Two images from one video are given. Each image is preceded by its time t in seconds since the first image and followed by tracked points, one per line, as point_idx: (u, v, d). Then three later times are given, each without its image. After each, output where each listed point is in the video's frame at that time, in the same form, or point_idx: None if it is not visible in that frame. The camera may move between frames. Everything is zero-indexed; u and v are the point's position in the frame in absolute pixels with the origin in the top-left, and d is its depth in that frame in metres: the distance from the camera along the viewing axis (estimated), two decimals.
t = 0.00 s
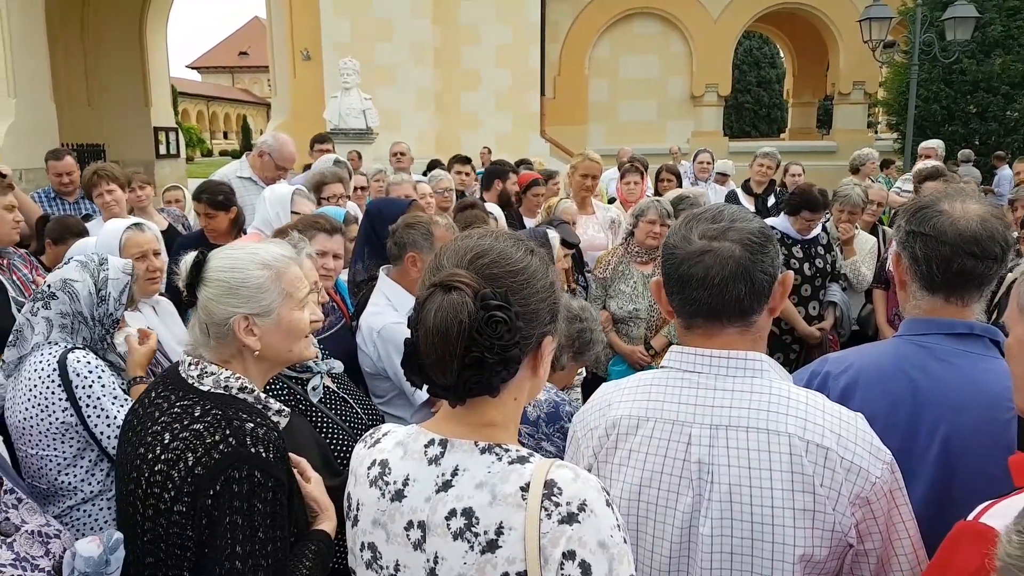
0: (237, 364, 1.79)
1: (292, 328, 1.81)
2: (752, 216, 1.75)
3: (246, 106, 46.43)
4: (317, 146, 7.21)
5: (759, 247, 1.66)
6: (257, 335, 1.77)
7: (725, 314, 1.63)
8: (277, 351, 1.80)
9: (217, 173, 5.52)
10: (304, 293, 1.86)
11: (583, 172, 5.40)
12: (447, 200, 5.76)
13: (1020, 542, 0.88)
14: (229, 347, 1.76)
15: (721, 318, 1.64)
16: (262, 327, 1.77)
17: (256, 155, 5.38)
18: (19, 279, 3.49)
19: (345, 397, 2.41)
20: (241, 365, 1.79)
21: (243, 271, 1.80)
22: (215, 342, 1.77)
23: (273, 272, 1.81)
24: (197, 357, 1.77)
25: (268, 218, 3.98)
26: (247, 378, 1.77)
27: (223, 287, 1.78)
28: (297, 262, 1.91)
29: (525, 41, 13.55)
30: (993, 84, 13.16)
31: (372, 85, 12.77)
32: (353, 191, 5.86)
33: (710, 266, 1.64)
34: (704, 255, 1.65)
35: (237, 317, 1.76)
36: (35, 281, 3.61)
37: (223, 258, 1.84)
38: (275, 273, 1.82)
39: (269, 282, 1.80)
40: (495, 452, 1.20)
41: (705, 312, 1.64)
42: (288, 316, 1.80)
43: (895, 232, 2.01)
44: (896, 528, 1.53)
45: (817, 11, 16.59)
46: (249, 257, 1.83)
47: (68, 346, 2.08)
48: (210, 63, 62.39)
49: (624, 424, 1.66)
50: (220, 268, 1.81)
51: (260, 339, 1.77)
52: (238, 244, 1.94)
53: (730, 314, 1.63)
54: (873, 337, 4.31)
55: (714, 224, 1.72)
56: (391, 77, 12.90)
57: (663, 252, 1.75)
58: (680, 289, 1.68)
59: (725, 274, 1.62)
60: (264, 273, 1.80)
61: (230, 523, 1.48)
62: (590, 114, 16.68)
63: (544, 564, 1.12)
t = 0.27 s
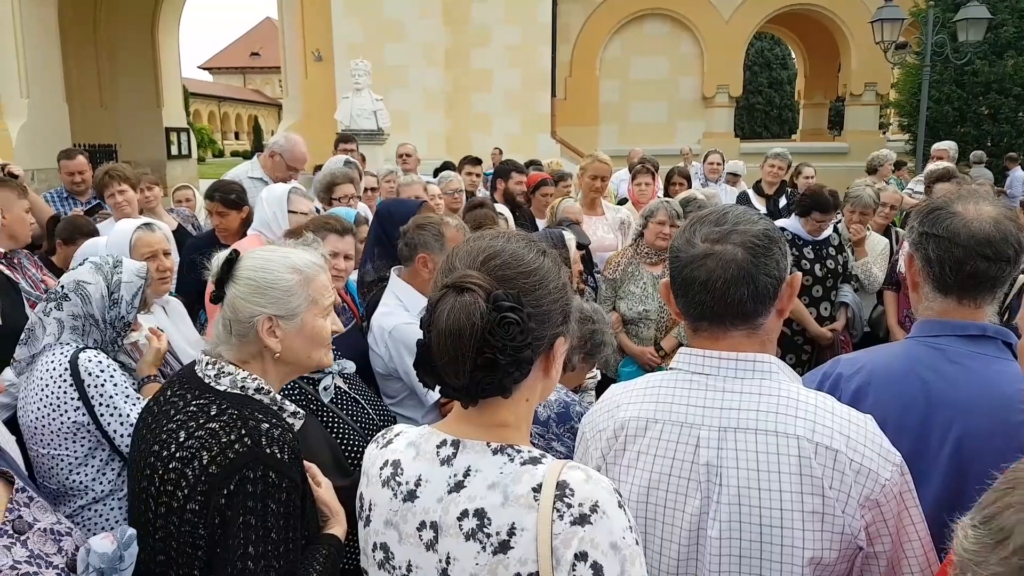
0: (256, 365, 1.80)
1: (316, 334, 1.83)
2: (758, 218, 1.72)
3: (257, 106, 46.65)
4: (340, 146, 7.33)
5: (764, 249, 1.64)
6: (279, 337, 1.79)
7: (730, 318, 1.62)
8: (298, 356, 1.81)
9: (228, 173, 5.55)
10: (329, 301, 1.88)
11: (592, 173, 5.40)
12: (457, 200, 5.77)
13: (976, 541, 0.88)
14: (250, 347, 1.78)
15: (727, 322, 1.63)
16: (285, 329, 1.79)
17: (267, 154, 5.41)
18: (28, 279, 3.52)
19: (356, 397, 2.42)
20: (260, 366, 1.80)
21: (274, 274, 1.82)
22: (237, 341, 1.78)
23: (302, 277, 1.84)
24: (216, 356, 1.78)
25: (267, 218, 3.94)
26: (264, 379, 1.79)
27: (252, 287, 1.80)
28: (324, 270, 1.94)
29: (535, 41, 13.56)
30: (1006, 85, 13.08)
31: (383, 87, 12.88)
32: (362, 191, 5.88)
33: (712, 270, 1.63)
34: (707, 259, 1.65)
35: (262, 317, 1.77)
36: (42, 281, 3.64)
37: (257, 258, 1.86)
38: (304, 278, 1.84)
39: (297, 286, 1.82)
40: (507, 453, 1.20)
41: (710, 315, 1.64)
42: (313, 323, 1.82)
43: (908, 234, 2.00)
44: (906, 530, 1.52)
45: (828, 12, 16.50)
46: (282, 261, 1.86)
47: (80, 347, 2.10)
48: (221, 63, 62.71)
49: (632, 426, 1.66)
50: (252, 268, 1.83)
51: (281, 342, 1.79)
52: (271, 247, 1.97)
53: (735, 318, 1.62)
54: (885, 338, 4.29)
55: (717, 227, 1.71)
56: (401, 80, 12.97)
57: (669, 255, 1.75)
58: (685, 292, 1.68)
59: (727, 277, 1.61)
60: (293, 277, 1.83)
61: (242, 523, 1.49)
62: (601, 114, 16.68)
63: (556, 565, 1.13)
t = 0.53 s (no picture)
0: (269, 373, 1.80)
1: (329, 344, 1.84)
2: (765, 220, 1.72)
3: (264, 112, 46.86)
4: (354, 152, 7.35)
5: (771, 251, 1.64)
6: (293, 346, 1.80)
7: (738, 322, 1.62)
8: (311, 365, 1.82)
9: (237, 180, 5.57)
10: (343, 310, 1.89)
11: (598, 176, 5.38)
12: (465, 204, 5.78)
13: (950, 527, 0.97)
14: (264, 355, 1.79)
15: (737, 325, 1.63)
16: (298, 338, 1.80)
17: (275, 160, 5.43)
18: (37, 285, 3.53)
19: (367, 402, 2.42)
20: (273, 375, 1.81)
21: (290, 282, 1.83)
22: (251, 348, 1.79)
23: (318, 286, 1.85)
24: (230, 364, 1.78)
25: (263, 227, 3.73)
26: (276, 387, 1.79)
27: (268, 294, 1.81)
28: (339, 280, 1.95)
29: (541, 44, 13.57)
30: (1014, 81, 13.00)
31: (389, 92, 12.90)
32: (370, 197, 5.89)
33: (719, 274, 1.63)
34: (713, 262, 1.65)
35: (276, 324, 1.78)
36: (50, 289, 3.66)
37: (275, 267, 1.88)
38: (320, 287, 1.86)
39: (312, 295, 1.83)
40: (520, 459, 1.20)
41: (719, 319, 1.64)
42: (327, 333, 1.83)
43: (918, 232, 1.98)
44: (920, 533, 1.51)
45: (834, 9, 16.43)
46: (299, 271, 1.87)
47: (94, 356, 2.12)
48: (228, 70, 63.03)
49: (643, 430, 1.66)
50: (270, 276, 1.85)
51: (295, 350, 1.80)
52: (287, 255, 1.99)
53: (743, 322, 1.62)
54: (896, 337, 4.27)
55: (724, 230, 1.70)
56: (408, 84, 12.99)
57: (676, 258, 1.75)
58: (692, 296, 1.68)
59: (734, 281, 1.61)
60: (309, 287, 1.84)
61: (254, 532, 1.50)
62: (607, 115, 16.66)
63: (570, 569, 1.12)
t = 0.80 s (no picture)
0: (268, 376, 1.81)
1: (328, 345, 1.84)
2: (773, 227, 1.71)
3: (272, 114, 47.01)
4: (358, 153, 7.32)
5: (779, 260, 1.63)
6: (291, 347, 1.80)
7: (746, 329, 1.62)
8: (310, 367, 1.82)
9: (245, 181, 5.59)
10: (341, 311, 1.89)
11: (603, 182, 5.36)
12: (471, 207, 5.79)
13: (920, 523, 1.05)
14: (262, 358, 1.79)
15: (745, 333, 1.62)
16: (297, 340, 1.80)
17: (282, 162, 5.44)
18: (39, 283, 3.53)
19: (373, 406, 2.43)
20: (272, 377, 1.81)
21: (287, 284, 1.84)
22: (249, 352, 1.79)
23: (314, 287, 1.86)
24: (229, 367, 1.79)
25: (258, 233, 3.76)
26: (277, 390, 1.79)
27: (266, 296, 1.81)
28: (336, 280, 1.95)
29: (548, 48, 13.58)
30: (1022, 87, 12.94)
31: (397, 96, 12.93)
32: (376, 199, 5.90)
33: (727, 282, 1.63)
34: (721, 270, 1.64)
35: (274, 327, 1.79)
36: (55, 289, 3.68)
37: (269, 269, 1.88)
38: (317, 288, 1.86)
39: (309, 296, 1.84)
40: (526, 464, 1.20)
41: (727, 327, 1.64)
42: (326, 334, 1.84)
43: (926, 240, 1.98)
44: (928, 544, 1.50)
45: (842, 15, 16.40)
46: (294, 272, 1.88)
47: (98, 357, 2.13)
48: (238, 71, 63.35)
49: (650, 438, 1.65)
50: (265, 278, 1.85)
51: (293, 352, 1.80)
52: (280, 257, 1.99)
53: (750, 330, 1.62)
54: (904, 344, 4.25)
55: (732, 237, 1.70)
56: (415, 87, 13.01)
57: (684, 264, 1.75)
58: (700, 303, 1.68)
59: (742, 289, 1.61)
60: (306, 288, 1.84)
61: (257, 535, 1.50)
62: (614, 119, 16.66)
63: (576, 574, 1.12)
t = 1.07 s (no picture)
0: (268, 379, 1.80)
1: (327, 347, 1.84)
2: (777, 232, 1.71)
3: (276, 117, 47.14)
4: (358, 157, 7.31)
5: (783, 265, 1.63)
6: (291, 350, 1.80)
7: (750, 335, 1.61)
8: (310, 370, 1.82)
9: (249, 184, 5.60)
10: (340, 313, 1.89)
11: (605, 187, 5.35)
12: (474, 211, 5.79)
13: (940, 527, 1.05)
14: (263, 361, 1.79)
15: (749, 338, 1.62)
16: (296, 343, 1.80)
17: (286, 165, 5.46)
18: (39, 285, 3.52)
19: (375, 409, 2.42)
20: (272, 380, 1.81)
21: (285, 287, 1.83)
22: (249, 356, 1.79)
23: (313, 290, 1.85)
24: (229, 371, 1.79)
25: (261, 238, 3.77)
26: (277, 393, 1.79)
27: (264, 300, 1.81)
28: (333, 281, 1.95)
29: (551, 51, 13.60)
30: None
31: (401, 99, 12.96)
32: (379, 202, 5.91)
33: (730, 287, 1.62)
34: (725, 276, 1.64)
35: (274, 330, 1.78)
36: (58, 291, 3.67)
37: (267, 273, 1.88)
38: (315, 291, 1.86)
39: (308, 299, 1.83)
40: (528, 469, 1.20)
41: (731, 333, 1.63)
42: (326, 336, 1.84)
43: (931, 244, 1.97)
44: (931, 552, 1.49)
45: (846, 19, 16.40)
46: (292, 274, 1.87)
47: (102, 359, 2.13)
48: (242, 75, 63.58)
49: (653, 444, 1.65)
50: (263, 282, 1.85)
51: (293, 355, 1.80)
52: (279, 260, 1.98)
53: (753, 335, 1.61)
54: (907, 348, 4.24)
55: (736, 242, 1.69)
56: (419, 90, 13.04)
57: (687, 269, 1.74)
58: (704, 308, 1.67)
59: (746, 294, 1.60)
60: (305, 290, 1.84)
61: (258, 539, 1.50)
62: (617, 123, 16.66)
63: None
